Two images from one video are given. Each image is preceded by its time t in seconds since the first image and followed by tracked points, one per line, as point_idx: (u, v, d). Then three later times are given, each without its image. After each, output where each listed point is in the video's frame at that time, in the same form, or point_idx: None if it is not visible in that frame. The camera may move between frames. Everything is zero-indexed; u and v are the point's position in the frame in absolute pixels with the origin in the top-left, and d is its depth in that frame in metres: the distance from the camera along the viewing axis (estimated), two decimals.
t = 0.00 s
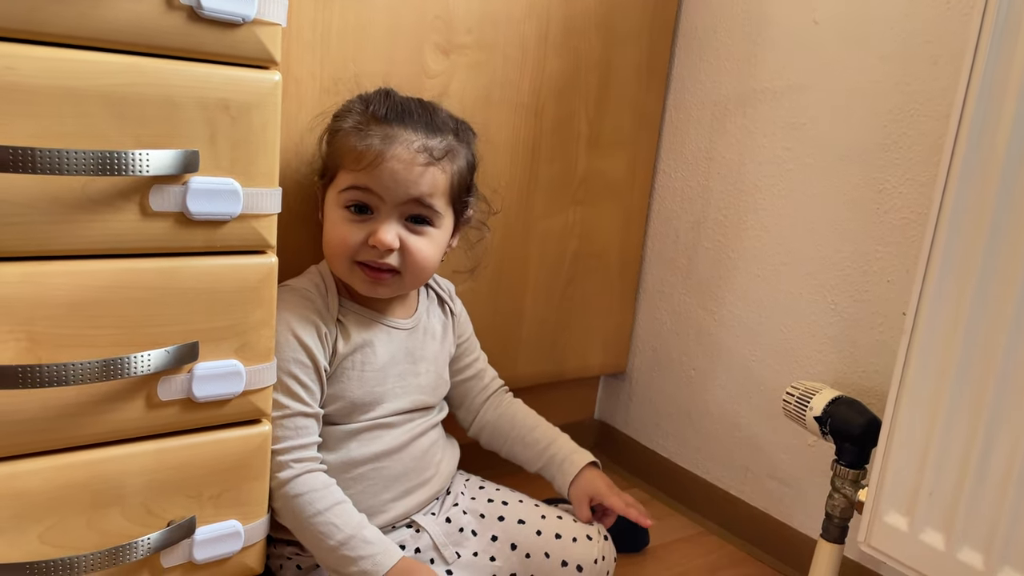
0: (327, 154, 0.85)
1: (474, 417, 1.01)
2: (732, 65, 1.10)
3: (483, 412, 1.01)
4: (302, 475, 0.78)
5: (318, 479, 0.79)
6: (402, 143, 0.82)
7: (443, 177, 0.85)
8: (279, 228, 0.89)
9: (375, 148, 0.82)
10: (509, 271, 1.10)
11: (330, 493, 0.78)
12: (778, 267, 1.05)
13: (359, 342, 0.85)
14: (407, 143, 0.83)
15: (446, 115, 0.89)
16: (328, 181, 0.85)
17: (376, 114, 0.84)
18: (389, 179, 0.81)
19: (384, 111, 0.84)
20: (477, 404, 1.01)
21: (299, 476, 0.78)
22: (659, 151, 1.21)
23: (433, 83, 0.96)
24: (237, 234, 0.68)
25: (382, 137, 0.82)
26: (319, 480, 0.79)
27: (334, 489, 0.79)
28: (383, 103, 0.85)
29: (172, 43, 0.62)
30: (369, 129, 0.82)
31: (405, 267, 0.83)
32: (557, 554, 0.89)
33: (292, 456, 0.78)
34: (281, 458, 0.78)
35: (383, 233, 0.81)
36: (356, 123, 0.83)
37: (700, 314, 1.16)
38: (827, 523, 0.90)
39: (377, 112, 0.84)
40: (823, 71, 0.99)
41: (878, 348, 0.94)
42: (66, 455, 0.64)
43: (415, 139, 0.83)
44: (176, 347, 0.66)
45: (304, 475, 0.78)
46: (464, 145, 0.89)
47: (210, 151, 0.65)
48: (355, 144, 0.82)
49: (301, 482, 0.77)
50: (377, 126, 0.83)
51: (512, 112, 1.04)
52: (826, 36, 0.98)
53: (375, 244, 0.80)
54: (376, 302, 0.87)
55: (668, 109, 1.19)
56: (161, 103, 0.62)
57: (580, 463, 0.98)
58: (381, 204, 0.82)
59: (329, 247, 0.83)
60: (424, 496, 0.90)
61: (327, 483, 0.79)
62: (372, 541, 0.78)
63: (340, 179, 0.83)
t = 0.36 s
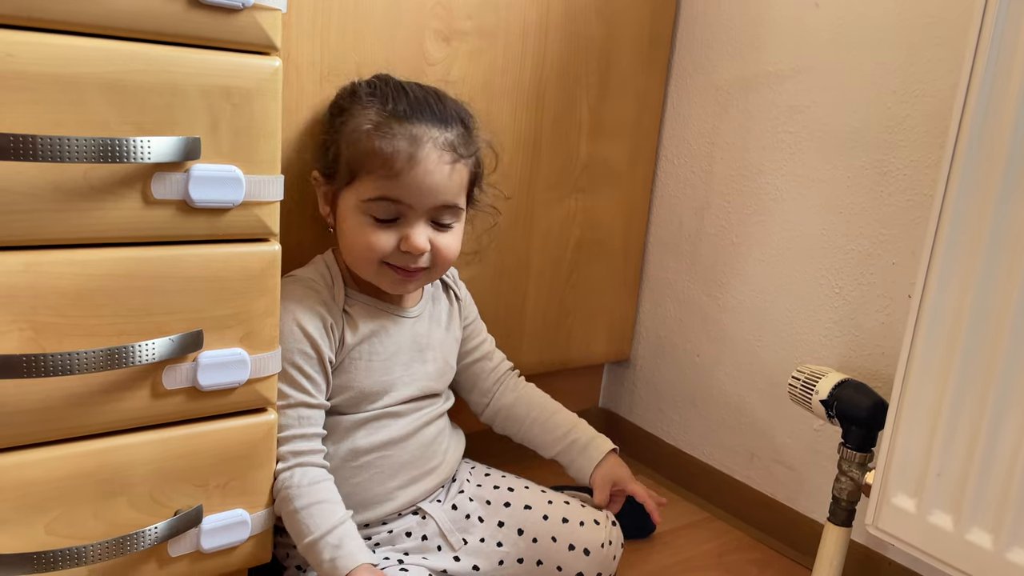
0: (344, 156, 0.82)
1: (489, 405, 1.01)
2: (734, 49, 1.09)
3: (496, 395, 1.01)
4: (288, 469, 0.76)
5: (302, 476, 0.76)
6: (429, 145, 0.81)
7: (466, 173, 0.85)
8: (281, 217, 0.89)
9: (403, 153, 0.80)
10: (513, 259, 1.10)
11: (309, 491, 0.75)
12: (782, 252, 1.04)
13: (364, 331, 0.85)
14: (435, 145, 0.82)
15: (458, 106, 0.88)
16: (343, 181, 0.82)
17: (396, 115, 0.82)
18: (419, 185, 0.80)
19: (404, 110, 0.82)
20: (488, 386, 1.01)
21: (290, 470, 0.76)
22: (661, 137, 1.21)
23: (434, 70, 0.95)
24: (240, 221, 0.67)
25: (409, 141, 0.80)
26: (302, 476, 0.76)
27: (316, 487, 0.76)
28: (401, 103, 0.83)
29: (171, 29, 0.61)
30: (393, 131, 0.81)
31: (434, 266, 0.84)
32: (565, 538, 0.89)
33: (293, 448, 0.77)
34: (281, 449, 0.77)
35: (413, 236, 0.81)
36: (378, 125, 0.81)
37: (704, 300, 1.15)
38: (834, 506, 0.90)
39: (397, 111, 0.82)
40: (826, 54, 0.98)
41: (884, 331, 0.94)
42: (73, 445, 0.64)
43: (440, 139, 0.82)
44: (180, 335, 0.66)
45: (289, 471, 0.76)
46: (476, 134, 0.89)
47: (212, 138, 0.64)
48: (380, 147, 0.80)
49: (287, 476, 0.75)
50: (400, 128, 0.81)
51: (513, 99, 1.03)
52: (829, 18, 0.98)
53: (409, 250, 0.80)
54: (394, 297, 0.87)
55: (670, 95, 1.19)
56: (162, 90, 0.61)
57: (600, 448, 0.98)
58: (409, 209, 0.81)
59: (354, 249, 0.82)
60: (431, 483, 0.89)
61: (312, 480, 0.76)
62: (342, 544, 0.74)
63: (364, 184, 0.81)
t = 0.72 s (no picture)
0: (388, 180, 0.77)
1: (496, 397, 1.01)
2: (733, 35, 1.09)
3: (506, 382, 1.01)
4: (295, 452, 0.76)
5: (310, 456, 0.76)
6: (478, 165, 0.80)
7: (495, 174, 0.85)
8: (281, 205, 0.89)
9: (457, 178, 0.78)
10: (512, 247, 1.10)
11: (319, 470, 0.76)
12: (782, 238, 1.04)
13: (365, 317, 0.84)
14: (481, 163, 0.80)
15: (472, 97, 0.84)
16: (386, 202, 0.78)
17: (442, 133, 0.78)
18: (471, 208, 0.80)
19: (447, 126, 0.78)
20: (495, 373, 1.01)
21: (297, 453, 0.76)
22: (660, 125, 1.20)
23: (432, 57, 0.95)
24: (239, 208, 0.67)
25: (463, 166, 0.78)
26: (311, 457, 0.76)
27: (325, 466, 0.76)
28: (438, 114, 0.79)
29: (168, 14, 0.61)
30: (438, 152, 0.77)
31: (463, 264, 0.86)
32: (569, 527, 0.89)
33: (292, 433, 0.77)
34: (284, 435, 0.77)
35: (455, 248, 0.82)
36: (421, 144, 0.77)
37: (704, 288, 1.15)
38: (835, 491, 0.90)
39: (442, 129, 0.78)
40: (825, 39, 0.98)
41: (884, 316, 0.94)
42: (74, 433, 0.64)
43: (483, 153, 0.81)
44: (181, 323, 0.65)
45: (297, 453, 0.76)
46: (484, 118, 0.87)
47: (210, 124, 0.64)
48: (436, 174, 0.77)
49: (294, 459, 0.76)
50: (451, 150, 0.78)
51: (513, 86, 1.03)
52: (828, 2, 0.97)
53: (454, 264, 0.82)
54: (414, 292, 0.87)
55: (668, 82, 1.19)
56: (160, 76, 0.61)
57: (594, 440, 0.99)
58: (456, 227, 0.81)
59: (394, 261, 0.81)
60: (434, 470, 0.89)
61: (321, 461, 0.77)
62: (356, 520, 0.74)
63: (413, 209, 0.78)
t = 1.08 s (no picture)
0: (384, 172, 0.76)
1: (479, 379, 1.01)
2: (723, 16, 1.09)
3: (490, 363, 1.01)
4: (298, 431, 0.78)
5: (316, 436, 0.78)
6: (475, 161, 0.79)
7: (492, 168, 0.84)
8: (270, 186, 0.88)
9: (453, 174, 0.77)
10: (503, 230, 1.09)
11: (326, 449, 0.78)
12: (773, 219, 1.04)
13: (356, 299, 0.84)
14: (479, 160, 0.79)
15: (472, 91, 0.83)
16: (381, 194, 0.77)
17: (439, 128, 0.77)
18: (467, 204, 0.79)
19: (445, 120, 0.77)
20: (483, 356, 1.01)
21: (301, 432, 0.78)
22: (651, 108, 1.20)
23: (422, 37, 0.94)
24: (227, 185, 0.67)
25: (459, 161, 0.77)
26: (316, 437, 0.78)
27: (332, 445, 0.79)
28: (437, 108, 0.78)
29: None
30: (436, 147, 0.76)
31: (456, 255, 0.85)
32: (553, 506, 0.88)
33: (288, 415, 0.78)
34: (277, 415, 0.78)
35: (450, 242, 0.81)
36: (418, 138, 0.76)
37: (696, 270, 1.15)
38: (824, 469, 0.90)
39: (439, 124, 0.77)
40: (816, 19, 0.98)
41: (874, 296, 0.94)
42: (62, 411, 0.64)
43: (479, 149, 0.79)
44: (168, 301, 0.65)
45: (301, 433, 0.78)
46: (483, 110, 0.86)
47: (197, 100, 0.64)
48: (432, 169, 0.76)
49: (299, 439, 0.78)
50: (447, 145, 0.77)
51: (503, 67, 1.02)
52: None
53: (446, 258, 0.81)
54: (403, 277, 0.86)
55: (660, 64, 1.18)
56: (145, 51, 0.61)
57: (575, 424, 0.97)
58: (451, 222, 0.80)
59: (388, 252, 0.81)
60: (425, 451, 0.90)
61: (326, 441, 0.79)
62: (364, 498, 0.77)
63: (407, 204, 0.77)
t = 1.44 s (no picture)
0: (418, 182, 0.76)
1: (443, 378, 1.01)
2: (717, 11, 1.09)
3: (460, 361, 1.01)
4: (294, 426, 0.78)
5: (312, 430, 0.78)
6: (500, 166, 0.80)
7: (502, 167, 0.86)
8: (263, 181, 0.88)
9: (486, 181, 0.78)
10: (497, 225, 1.09)
11: (320, 444, 0.78)
12: (766, 215, 1.04)
13: (347, 297, 0.84)
14: (504, 164, 0.80)
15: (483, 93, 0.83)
16: (414, 203, 0.77)
17: (470, 136, 0.78)
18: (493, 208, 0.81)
19: (474, 127, 0.78)
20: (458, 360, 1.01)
21: (294, 427, 0.78)
22: (645, 102, 1.20)
23: (415, 32, 0.94)
24: (220, 181, 0.67)
25: (490, 168, 0.78)
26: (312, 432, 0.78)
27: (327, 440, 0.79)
28: (467, 117, 0.78)
29: None
30: (470, 156, 0.77)
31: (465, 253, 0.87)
32: (545, 493, 0.89)
33: (282, 409, 0.78)
34: (272, 411, 0.78)
35: (467, 243, 0.83)
36: (451, 148, 0.77)
37: (689, 265, 1.16)
38: (816, 464, 0.91)
39: (469, 132, 0.77)
40: (809, 14, 0.98)
41: (866, 291, 0.94)
42: (55, 408, 0.64)
43: (502, 153, 0.81)
44: (162, 297, 0.65)
45: (297, 427, 0.78)
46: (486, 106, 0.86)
47: (190, 96, 0.63)
48: (466, 178, 0.77)
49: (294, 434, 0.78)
50: (478, 153, 0.78)
51: (497, 62, 1.02)
52: None
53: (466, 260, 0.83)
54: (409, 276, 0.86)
55: (653, 59, 1.18)
56: (138, 46, 0.60)
57: (538, 403, 0.97)
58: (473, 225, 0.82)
59: (409, 259, 0.81)
60: (415, 447, 0.89)
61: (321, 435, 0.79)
62: (359, 493, 0.77)
63: (439, 212, 0.78)
